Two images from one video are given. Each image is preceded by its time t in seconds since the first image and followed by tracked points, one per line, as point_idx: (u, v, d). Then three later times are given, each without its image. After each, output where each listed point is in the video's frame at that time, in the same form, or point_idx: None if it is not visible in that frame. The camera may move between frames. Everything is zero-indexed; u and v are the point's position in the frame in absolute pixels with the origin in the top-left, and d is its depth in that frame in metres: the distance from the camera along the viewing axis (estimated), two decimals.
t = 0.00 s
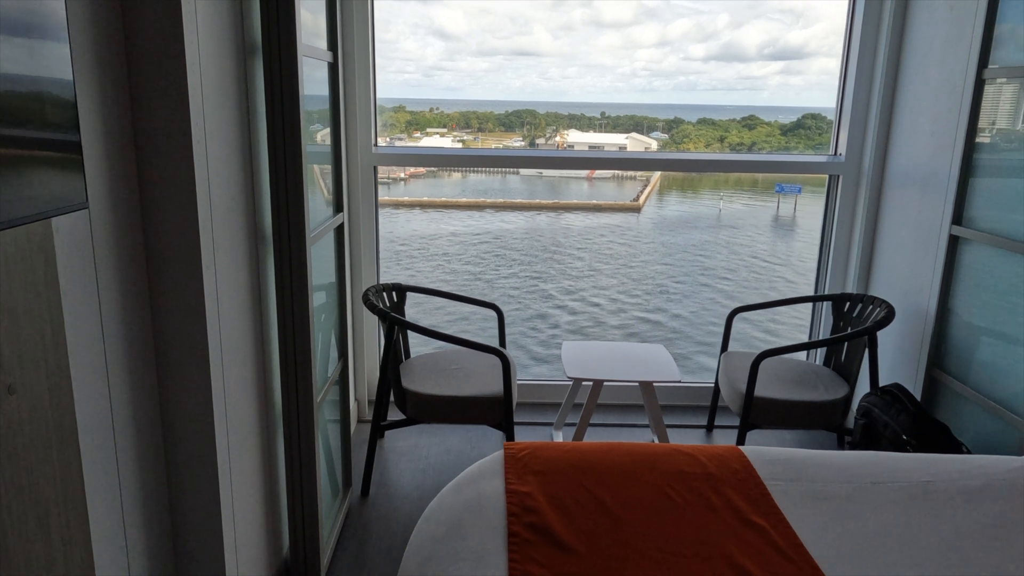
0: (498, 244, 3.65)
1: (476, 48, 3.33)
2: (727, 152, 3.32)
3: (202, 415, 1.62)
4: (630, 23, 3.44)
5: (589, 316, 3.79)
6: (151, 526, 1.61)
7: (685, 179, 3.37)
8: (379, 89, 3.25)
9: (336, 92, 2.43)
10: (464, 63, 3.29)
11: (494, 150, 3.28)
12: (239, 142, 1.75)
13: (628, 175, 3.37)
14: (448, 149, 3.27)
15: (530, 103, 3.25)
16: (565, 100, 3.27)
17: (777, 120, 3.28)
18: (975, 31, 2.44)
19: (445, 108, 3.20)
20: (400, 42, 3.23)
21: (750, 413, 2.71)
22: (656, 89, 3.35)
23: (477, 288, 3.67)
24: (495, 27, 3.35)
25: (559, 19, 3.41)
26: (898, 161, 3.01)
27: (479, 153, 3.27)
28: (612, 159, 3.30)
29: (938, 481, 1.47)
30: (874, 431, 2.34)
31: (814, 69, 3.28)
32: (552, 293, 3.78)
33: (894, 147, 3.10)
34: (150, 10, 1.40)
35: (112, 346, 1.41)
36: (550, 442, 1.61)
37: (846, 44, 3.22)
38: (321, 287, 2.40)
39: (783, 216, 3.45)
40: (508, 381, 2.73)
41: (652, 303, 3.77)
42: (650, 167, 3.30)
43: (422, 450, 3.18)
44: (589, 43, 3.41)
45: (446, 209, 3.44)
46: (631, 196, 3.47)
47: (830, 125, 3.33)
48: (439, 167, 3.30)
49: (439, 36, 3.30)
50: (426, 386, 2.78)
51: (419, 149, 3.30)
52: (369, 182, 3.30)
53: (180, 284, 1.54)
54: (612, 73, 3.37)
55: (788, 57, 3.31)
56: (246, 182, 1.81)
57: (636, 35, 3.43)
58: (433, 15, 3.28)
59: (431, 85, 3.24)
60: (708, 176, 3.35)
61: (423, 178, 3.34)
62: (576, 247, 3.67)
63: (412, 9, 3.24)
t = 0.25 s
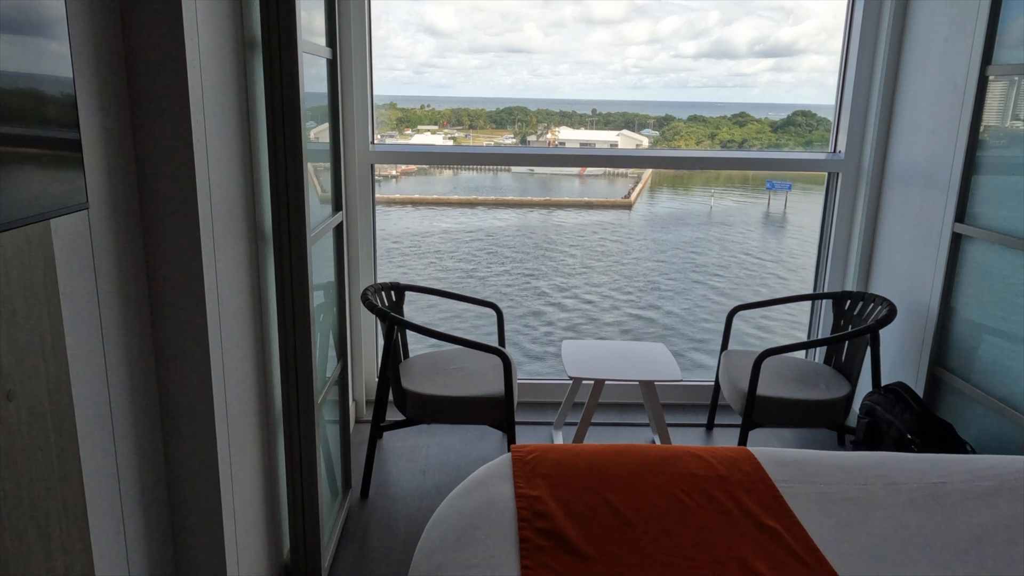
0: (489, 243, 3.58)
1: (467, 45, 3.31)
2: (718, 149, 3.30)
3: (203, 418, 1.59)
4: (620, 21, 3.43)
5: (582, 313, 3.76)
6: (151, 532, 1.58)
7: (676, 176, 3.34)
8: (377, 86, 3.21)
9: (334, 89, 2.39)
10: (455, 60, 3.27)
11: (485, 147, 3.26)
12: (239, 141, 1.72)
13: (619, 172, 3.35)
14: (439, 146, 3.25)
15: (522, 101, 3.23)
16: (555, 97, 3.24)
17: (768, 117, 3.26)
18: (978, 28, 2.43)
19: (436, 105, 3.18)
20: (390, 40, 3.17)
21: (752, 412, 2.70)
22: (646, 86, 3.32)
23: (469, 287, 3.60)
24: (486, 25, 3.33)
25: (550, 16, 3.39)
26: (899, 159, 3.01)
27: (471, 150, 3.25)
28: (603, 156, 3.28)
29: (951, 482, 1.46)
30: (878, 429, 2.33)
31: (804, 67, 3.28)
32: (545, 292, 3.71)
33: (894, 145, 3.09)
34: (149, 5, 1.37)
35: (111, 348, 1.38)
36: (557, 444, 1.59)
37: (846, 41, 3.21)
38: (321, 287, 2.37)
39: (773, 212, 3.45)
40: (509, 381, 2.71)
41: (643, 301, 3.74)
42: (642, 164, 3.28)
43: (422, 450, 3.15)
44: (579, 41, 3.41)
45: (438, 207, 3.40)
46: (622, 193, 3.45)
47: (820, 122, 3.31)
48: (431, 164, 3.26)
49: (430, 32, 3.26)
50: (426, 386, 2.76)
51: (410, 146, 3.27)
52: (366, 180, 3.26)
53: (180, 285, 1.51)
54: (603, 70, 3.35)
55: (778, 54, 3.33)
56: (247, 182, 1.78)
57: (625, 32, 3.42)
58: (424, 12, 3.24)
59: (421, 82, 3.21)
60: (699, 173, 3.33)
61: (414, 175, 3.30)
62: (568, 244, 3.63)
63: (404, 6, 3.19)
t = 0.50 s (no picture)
0: (482, 240, 3.59)
1: (459, 42, 3.26)
2: (710, 147, 3.29)
3: (205, 422, 1.56)
4: (611, 19, 3.41)
5: (574, 310, 3.78)
6: (152, 538, 1.55)
7: (668, 174, 3.30)
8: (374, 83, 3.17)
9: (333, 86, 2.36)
10: (446, 58, 3.22)
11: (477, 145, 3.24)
12: (239, 141, 1.68)
13: (611, 170, 3.30)
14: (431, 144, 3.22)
15: (514, 98, 3.21)
16: (548, 93, 3.27)
17: (759, 114, 3.25)
18: (982, 25, 2.42)
19: (428, 102, 3.16)
20: (380, 37, 3.13)
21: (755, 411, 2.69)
22: (637, 83, 3.30)
23: (462, 284, 3.61)
24: (478, 22, 3.30)
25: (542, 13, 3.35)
26: (900, 157, 2.99)
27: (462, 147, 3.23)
28: (595, 154, 3.22)
29: (963, 484, 1.46)
30: (882, 428, 2.32)
31: (794, 64, 3.27)
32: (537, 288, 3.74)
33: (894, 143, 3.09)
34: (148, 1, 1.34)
35: (111, 351, 1.35)
36: (566, 446, 1.57)
37: (845, 39, 3.20)
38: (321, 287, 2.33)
39: (765, 209, 3.45)
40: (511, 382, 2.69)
41: (637, 298, 3.78)
42: (634, 162, 3.24)
43: (421, 451, 3.13)
44: (571, 37, 3.39)
45: (430, 206, 3.38)
46: (614, 190, 3.41)
47: (811, 119, 3.28)
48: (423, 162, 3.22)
49: (421, 30, 3.22)
50: (426, 387, 2.73)
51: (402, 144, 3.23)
52: (364, 178, 3.23)
53: (182, 287, 1.49)
54: (594, 66, 3.35)
55: (769, 52, 3.31)
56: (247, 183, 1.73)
57: (617, 29, 3.40)
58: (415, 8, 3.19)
59: (413, 79, 3.18)
60: (690, 172, 3.29)
61: (406, 173, 3.26)
62: (560, 241, 3.65)
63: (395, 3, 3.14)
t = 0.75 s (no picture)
0: (473, 237, 3.54)
1: (449, 39, 3.27)
2: (701, 144, 3.27)
3: (205, 424, 1.53)
4: (603, 15, 3.39)
5: (567, 307, 3.75)
6: (151, 544, 1.52)
7: (659, 171, 3.29)
8: (372, 81, 3.14)
9: (333, 82, 2.33)
10: (438, 54, 3.19)
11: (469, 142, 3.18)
12: (239, 139, 1.65)
13: (603, 168, 3.28)
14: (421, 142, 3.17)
15: (505, 96, 3.21)
16: (540, 91, 3.25)
17: (749, 112, 3.23)
18: (986, 21, 2.40)
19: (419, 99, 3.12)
20: (372, 34, 3.10)
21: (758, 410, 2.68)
22: (629, 81, 3.31)
23: (456, 281, 3.56)
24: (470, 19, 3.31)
25: (534, 9, 3.32)
26: (902, 154, 2.98)
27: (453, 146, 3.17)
28: (586, 152, 3.20)
29: (976, 484, 1.45)
30: (886, 426, 2.31)
31: (784, 62, 3.30)
32: (531, 286, 3.66)
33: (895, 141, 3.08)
34: None
35: (110, 353, 1.32)
36: (574, 448, 1.55)
37: (845, 37, 3.19)
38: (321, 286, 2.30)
39: (755, 207, 3.44)
40: (512, 381, 2.67)
41: (629, 295, 3.74)
42: (626, 159, 3.23)
43: (421, 451, 3.10)
44: (562, 35, 3.36)
45: (421, 203, 3.36)
46: (606, 188, 3.38)
47: (801, 117, 3.28)
48: (413, 160, 3.18)
49: (413, 27, 3.19)
50: (426, 386, 2.71)
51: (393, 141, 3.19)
52: (361, 176, 3.20)
53: (181, 288, 1.45)
54: (586, 64, 3.34)
55: (759, 50, 3.33)
56: (247, 181, 1.70)
57: (608, 26, 3.39)
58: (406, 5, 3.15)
59: (405, 77, 3.14)
60: (681, 169, 3.29)
61: (397, 171, 3.23)
62: (551, 238, 3.61)
63: None
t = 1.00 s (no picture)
0: (464, 235, 3.48)
1: (441, 37, 3.20)
2: (693, 142, 3.25)
3: (206, 429, 1.50)
4: (595, 13, 3.34)
5: (562, 306, 3.70)
6: (151, 552, 1.49)
7: (652, 169, 3.27)
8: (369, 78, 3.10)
9: (332, 79, 2.30)
10: (430, 53, 3.14)
11: (461, 139, 3.16)
12: (240, 137, 1.61)
13: (595, 165, 3.26)
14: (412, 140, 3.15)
15: (497, 94, 3.15)
16: (529, 89, 3.16)
17: (740, 110, 3.20)
18: (990, 18, 2.39)
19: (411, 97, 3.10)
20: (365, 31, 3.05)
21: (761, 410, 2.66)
22: (622, 79, 3.24)
23: (449, 279, 3.51)
24: (461, 17, 3.25)
25: (525, 7, 3.28)
26: (902, 152, 2.97)
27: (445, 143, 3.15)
28: (579, 150, 3.18)
29: (991, 487, 1.44)
30: (891, 426, 2.30)
31: (776, 60, 3.25)
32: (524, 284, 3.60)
33: (896, 139, 3.07)
34: None
35: (110, 358, 1.29)
36: (582, 451, 1.53)
37: (845, 34, 3.18)
38: (321, 287, 2.27)
39: (747, 204, 3.40)
40: (513, 382, 2.64)
41: (623, 293, 3.71)
42: (619, 157, 3.21)
43: (421, 452, 3.08)
44: (555, 33, 3.30)
45: (413, 202, 3.32)
46: (598, 186, 3.36)
47: (793, 115, 3.23)
48: (404, 158, 3.16)
49: (405, 25, 3.13)
50: (427, 388, 2.68)
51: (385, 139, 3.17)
52: (359, 174, 3.17)
53: (182, 290, 1.42)
54: (578, 62, 3.28)
55: (751, 47, 3.29)
56: (247, 181, 1.67)
57: (601, 24, 3.34)
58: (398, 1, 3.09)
59: (396, 75, 3.11)
60: (674, 166, 3.26)
61: (389, 169, 3.20)
62: (543, 236, 3.54)
63: None
